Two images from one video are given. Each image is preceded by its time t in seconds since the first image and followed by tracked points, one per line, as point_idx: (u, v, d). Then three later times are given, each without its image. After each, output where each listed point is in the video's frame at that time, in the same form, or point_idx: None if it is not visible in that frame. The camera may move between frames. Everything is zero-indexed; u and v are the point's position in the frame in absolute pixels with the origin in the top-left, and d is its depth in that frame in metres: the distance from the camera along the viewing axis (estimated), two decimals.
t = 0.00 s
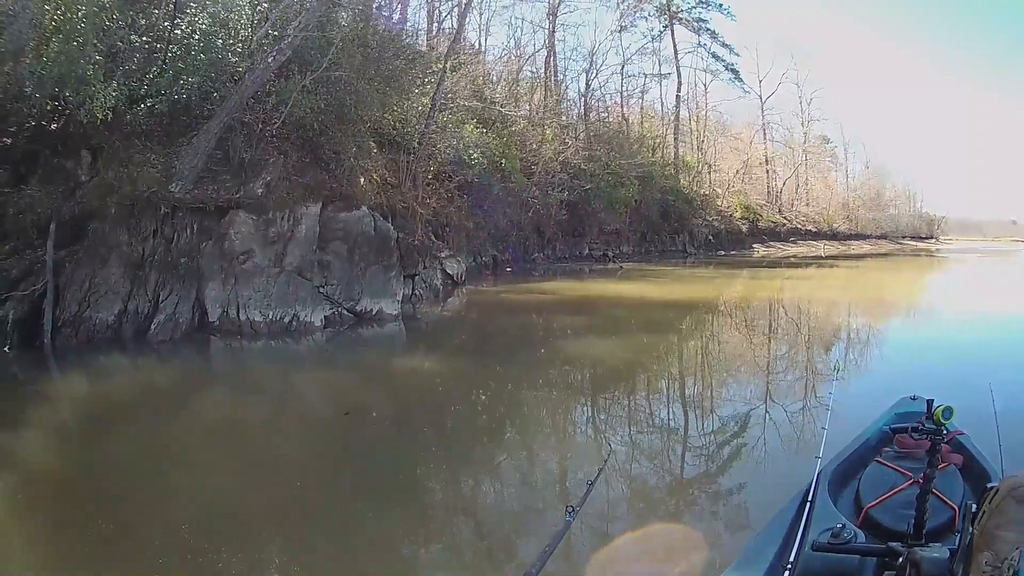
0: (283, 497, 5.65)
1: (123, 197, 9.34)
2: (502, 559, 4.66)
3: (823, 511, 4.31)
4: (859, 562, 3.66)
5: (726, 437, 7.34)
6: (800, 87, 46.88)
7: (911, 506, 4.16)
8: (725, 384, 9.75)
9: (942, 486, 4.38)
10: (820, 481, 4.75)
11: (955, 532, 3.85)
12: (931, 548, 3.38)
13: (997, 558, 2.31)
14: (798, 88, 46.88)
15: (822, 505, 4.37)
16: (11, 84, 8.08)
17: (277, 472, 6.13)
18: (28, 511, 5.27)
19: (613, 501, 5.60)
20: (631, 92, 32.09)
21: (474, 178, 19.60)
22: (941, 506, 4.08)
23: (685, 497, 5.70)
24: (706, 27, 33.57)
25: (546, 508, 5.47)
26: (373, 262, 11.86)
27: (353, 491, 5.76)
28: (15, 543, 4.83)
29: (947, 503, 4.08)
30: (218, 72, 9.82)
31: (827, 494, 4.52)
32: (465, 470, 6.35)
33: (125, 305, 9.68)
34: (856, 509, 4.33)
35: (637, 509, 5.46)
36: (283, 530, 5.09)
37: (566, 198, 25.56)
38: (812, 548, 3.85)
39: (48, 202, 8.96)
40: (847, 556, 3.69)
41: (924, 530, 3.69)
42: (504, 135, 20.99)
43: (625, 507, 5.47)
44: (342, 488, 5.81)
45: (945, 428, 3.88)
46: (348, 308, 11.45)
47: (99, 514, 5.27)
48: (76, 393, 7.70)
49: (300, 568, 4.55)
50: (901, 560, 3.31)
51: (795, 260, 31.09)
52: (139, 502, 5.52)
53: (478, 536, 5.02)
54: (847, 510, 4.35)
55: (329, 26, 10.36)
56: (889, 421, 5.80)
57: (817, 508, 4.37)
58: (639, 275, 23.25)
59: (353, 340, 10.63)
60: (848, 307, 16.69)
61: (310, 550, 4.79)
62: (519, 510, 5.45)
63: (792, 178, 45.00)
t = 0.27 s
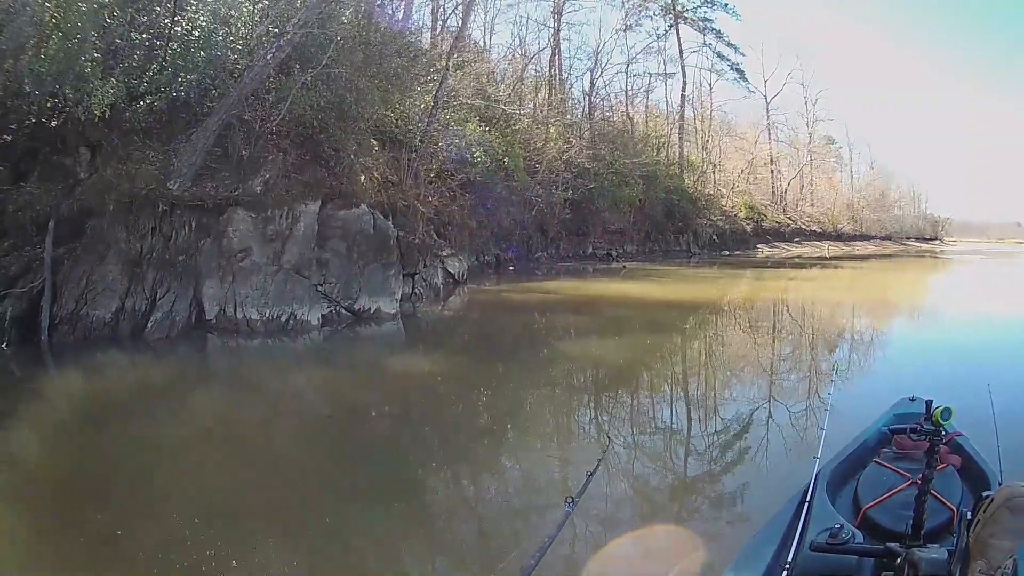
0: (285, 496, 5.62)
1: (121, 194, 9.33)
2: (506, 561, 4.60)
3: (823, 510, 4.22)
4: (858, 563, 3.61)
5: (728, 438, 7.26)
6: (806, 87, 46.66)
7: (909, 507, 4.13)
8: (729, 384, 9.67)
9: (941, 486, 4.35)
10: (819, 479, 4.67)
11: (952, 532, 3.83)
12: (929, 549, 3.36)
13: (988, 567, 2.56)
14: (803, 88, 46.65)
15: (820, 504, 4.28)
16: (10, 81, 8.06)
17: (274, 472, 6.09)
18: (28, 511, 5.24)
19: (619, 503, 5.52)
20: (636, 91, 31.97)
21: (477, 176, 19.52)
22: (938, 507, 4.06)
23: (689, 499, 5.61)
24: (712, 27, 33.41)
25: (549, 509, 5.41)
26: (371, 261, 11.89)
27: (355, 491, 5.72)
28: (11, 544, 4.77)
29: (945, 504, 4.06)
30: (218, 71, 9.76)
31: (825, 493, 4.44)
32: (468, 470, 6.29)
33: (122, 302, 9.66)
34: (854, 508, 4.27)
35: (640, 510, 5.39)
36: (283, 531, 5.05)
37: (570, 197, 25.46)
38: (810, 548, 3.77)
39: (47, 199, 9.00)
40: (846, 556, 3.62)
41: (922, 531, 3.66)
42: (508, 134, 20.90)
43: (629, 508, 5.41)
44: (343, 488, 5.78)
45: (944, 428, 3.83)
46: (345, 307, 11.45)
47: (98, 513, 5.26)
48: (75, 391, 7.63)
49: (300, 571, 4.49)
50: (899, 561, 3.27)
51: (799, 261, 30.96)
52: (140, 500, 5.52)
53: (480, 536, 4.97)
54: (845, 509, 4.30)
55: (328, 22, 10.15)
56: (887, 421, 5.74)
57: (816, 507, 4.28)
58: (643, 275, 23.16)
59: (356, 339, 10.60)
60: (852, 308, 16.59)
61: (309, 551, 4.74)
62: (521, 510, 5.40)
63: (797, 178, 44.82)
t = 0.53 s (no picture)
0: (284, 500, 5.58)
1: (117, 198, 9.28)
2: (508, 565, 4.56)
3: (821, 509, 4.14)
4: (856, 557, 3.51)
5: (733, 439, 7.17)
6: (807, 86, 46.54)
7: (907, 503, 4.07)
8: (732, 384, 9.60)
9: (939, 484, 4.29)
10: (816, 479, 4.61)
11: (951, 528, 3.77)
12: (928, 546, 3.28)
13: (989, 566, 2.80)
14: (805, 87, 46.52)
15: (818, 502, 4.21)
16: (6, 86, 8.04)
17: (274, 476, 6.05)
18: (27, 516, 5.22)
19: (622, 505, 5.45)
20: (637, 91, 31.90)
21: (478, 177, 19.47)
22: (937, 504, 4.00)
23: (693, 501, 5.53)
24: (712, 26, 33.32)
25: (551, 511, 5.36)
26: (367, 263, 11.70)
27: (356, 494, 5.69)
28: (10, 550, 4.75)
29: (943, 501, 4.00)
30: (214, 72, 9.60)
31: (823, 491, 4.37)
32: (469, 472, 6.25)
33: (119, 306, 9.63)
34: (852, 506, 4.21)
35: (642, 512, 5.34)
36: (283, 535, 5.02)
37: (572, 198, 25.40)
38: (808, 546, 3.70)
39: (44, 203, 9.04)
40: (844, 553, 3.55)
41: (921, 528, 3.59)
42: (508, 135, 20.85)
43: (633, 511, 5.35)
44: (344, 491, 5.74)
45: (942, 427, 3.71)
46: (341, 310, 11.25)
47: (99, 520, 5.24)
48: (74, 394, 7.60)
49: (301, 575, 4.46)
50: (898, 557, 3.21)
51: (802, 260, 30.87)
52: (140, 506, 5.50)
53: (482, 538, 4.93)
54: (843, 507, 4.23)
55: (321, 24, 10.16)
56: (883, 421, 5.68)
57: (815, 506, 4.20)
58: (645, 275, 23.10)
59: (357, 340, 10.55)
60: (855, 307, 16.51)
61: (309, 556, 4.71)
62: (523, 511, 5.37)
63: (799, 177, 44.71)
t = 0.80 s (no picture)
0: (284, 503, 5.56)
1: (112, 202, 9.20)
2: (509, 566, 4.53)
3: (818, 506, 4.08)
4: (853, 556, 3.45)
5: (736, 437, 7.16)
6: (807, 84, 46.43)
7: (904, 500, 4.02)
8: (735, 383, 9.57)
9: (937, 481, 4.24)
10: (813, 476, 4.55)
11: (948, 526, 3.71)
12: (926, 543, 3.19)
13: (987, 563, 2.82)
14: (805, 85, 46.40)
15: (814, 499, 4.15)
16: None
17: (272, 479, 6.02)
18: (23, 521, 5.20)
19: (622, 507, 5.40)
20: (636, 90, 31.84)
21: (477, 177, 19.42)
22: (934, 501, 3.94)
23: (694, 501, 5.49)
24: (711, 24, 33.25)
25: (552, 512, 5.33)
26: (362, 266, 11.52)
27: (359, 497, 5.66)
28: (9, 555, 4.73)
29: (941, 498, 3.94)
30: (206, 75, 9.61)
31: (819, 489, 4.32)
32: (469, 474, 6.22)
33: (114, 310, 9.43)
34: (849, 504, 4.14)
35: (642, 512, 5.30)
36: (281, 538, 5.00)
37: (572, 198, 25.34)
38: (805, 544, 3.64)
39: (41, 208, 8.87)
40: (841, 551, 3.49)
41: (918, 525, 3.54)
42: (508, 135, 20.81)
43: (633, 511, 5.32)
44: (343, 494, 5.72)
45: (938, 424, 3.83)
46: (337, 313, 11.15)
47: (96, 524, 5.23)
48: (73, 399, 7.57)
49: None
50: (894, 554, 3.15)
51: (804, 258, 30.78)
52: (137, 509, 5.49)
53: (482, 540, 4.90)
54: (841, 505, 4.17)
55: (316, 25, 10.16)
56: (879, 417, 5.62)
57: (811, 503, 4.14)
58: (646, 275, 23.04)
59: (357, 342, 10.52)
60: (856, 305, 16.45)
61: (307, 559, 4.69)
62: (523, 513, 5.34)
63: (800, 175, 44.61)
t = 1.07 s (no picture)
0: (283, 505, 5.56)
1: (107, 207, 9.05)
2: (507, 567, 4.51)
3: (816, 505, 4.04)
4: (851, 558, 3.40)
5: (739, 436, 7.17)
6: (808, 84, 46.36)
7: (902, 500, 3.98)
8: (738, 383, 9.53)
9: (935, 481, 4.20)
10: (811, 474, 4.52)
11: (946, 525, 3.67)
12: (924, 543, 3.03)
13: (987, 560, 2.68)
14: (806, 84, 46.34)
15: (813, 498, 4.11)
16: None
17: (272, 481, 6.01)
18: (22, 523, 5.19)
19: (623, 508, 5.39)
20: (637, 91, 31.81)
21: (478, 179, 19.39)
22: (932, 501, 3.91)
23: (695, 502, 5.47)
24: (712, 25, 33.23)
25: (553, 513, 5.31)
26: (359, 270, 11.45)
27: (359, 500, 5.64)
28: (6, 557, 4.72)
29: (939, 497, 3.91)
30: (199, 78, 9.52)
31: (817, 488, 4.28)
32: (470, 476, 6.21)
33: (111, 313, 9.39)
34: (847, 504, 4.11)
35: (643, 512, 5.29)
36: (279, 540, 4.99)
37: (574, 198, 25.31)
38: (803, 544, 3.61)
39: (39, 212, 8.89)
40: (837, 551, 3.45)
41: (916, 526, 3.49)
42: (508, 136, 20.79)
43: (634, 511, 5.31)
44: (343, 497, 5.70)
45: (934, 423, 3.66)
46: (334, 316, 11.11)
47: (93, 525, 5.23)
48: (73, 402, 7.57)
49: None
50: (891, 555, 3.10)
51: (806, 258, 30.70)
52: (135, 510, 5.49)
53: (484, 543, 4.88)
54: (838, 505, 4.13)
55: (313, 27, 10.13)
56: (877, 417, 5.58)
57: (809, 502, 4.10)
58: (648, 276, 22.99)
59: (358, 345, 10.51)
60: (859, 305, 16.38)
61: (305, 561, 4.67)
62: (525, 514, 5.33)
63: (802, 175, 44.55)
